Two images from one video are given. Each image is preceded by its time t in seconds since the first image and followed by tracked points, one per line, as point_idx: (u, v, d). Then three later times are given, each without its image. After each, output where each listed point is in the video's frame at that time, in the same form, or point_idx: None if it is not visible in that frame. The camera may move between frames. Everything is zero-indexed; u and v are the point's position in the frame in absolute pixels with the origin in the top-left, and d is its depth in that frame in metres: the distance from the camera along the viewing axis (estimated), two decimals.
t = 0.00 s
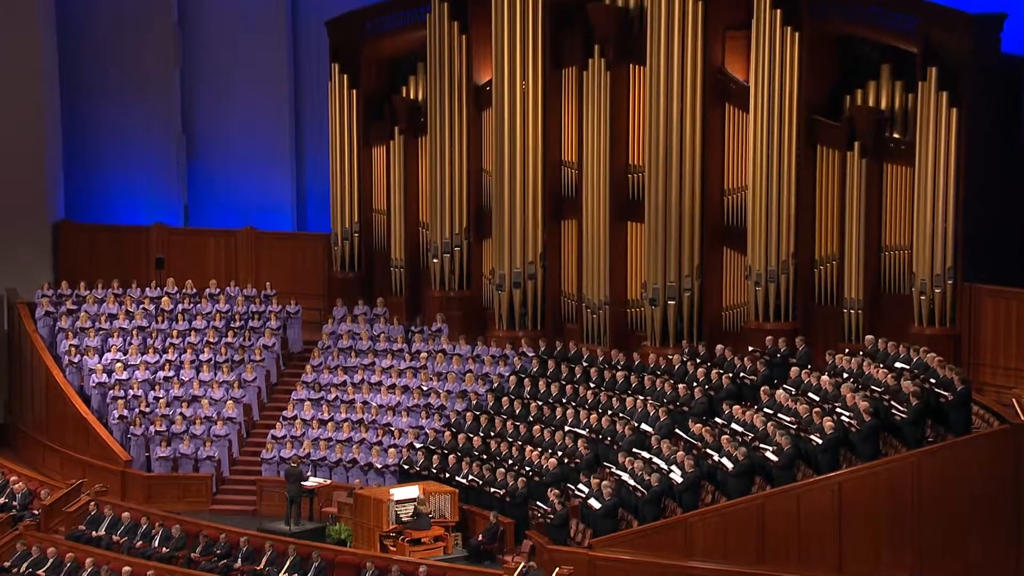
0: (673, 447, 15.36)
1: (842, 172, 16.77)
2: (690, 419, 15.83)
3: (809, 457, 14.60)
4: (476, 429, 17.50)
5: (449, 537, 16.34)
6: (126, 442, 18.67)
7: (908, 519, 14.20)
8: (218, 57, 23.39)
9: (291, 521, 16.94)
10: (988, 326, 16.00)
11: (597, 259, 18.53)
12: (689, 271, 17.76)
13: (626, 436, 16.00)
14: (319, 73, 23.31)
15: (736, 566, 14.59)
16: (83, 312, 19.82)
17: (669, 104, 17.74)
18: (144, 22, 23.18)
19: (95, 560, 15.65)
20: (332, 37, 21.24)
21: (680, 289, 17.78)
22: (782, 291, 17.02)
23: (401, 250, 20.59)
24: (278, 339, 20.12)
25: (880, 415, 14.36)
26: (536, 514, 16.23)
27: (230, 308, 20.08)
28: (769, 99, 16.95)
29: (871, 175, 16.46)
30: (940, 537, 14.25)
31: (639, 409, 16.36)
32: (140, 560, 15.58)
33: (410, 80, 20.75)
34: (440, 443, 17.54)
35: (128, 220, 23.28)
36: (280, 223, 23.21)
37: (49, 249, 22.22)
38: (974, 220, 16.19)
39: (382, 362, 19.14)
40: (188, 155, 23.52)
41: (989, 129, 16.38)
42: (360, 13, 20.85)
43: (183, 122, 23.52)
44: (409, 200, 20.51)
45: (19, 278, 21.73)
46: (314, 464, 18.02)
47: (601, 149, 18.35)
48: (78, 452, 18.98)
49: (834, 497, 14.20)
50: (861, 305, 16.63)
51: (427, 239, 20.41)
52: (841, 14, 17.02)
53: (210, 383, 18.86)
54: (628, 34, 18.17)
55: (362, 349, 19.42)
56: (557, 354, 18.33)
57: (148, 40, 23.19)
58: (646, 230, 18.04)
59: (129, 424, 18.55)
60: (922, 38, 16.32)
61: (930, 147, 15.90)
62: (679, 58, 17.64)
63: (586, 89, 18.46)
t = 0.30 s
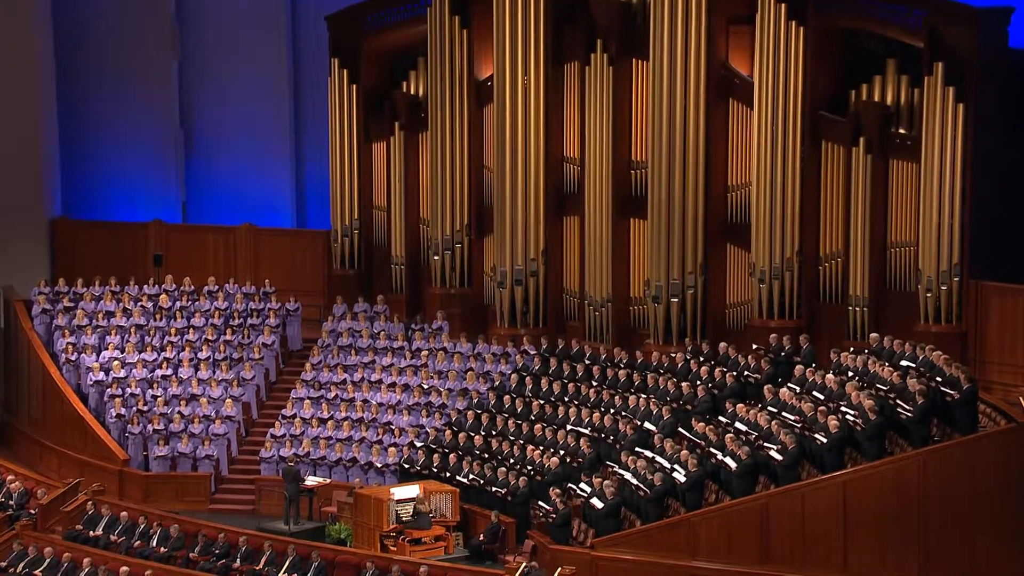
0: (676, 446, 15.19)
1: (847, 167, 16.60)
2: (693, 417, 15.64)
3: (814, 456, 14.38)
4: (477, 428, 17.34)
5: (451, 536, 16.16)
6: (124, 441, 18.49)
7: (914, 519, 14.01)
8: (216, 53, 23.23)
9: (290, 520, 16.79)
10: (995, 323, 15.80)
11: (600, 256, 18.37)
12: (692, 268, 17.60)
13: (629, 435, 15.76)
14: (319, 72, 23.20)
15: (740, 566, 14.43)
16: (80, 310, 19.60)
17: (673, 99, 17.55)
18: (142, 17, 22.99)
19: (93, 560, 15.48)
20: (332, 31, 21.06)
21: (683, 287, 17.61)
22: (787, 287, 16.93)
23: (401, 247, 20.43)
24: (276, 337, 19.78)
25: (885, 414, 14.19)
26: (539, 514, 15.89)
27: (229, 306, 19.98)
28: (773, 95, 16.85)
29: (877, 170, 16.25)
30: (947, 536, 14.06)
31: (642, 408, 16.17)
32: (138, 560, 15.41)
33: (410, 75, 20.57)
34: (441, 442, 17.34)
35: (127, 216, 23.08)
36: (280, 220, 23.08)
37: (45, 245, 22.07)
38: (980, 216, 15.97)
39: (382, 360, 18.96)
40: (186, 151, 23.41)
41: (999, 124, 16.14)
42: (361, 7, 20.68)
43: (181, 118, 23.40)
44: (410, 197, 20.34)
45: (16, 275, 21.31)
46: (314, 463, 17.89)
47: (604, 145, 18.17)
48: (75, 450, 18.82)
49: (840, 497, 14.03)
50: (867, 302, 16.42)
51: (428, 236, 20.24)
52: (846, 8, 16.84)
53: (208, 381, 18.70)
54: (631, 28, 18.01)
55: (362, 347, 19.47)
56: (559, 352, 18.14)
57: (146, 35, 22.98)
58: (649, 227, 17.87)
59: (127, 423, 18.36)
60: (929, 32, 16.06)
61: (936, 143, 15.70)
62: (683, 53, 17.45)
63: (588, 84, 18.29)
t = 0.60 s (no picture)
0: (678, 445, 15.08)
1: (853, 162, 16.35)
2: (695, 416, 15.47)
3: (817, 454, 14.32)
4: (477, 427, 17.16)
5: (451, 536, 16.01)
6: (121, 440, 18.35)
7: (918, 519, 13.84)
8: (213, 47, 23.06)
9: (288, 520, 16.58)
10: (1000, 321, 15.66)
11: (601, 254, 18.21)
12: (694, 265, 17.44)
13: (631, 433, 15.63)
14: (318, 72, 22.89)
15: (742, 566, 14.26)
16: (76, 307, 19.48)
17: (675, 94, 17.38)
18: (140, 12, 22.85)
19: (90, 560, 15.32)
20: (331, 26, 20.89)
21: (685, 284, 17.45)
22: (790, 285, 16.78)
23: (401, 245, 20.27)
24: (275, 335, 19.62)
25: (889, 413, 13.99)
26: (540, 513, 15.73)
27: (226, 303, 19.81)
28: (777, 90, 16.68)
29: (881, 166, 16.09)
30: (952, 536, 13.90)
31: (644, 406, 15.99)
32: (135, 560, 15.24)
33: (410, 71, 20.41)
34: (442, 441, 17.17)
35: (124, 213, 22.95)
36: (278, 216, 22.88)
37: (41, 242, 21.87)
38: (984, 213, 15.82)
39: (382, 359, 18.75)
40: (183, 144, 23.21)
41: (1003, 120, 16.01)
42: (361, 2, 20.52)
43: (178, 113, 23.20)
44: (409, 193, 20.17)
45: (13, 273, 21.46)
46: (313, 462, 17.76)
47: (605, 141, 17.99)
48: (71, 449, 18.66)
49: (843, 496, 13.86)
50: (871, 300, 16.26)
51: (428, 233, 20.08)
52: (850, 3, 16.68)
53: (206, 380, 18.48)
54: (633, 24, 17.85)
55: (362, 345, 19.37)
56: (560, 350, 17.97)
57: (144, 30, 22.84)
58: (651, 223, 17.69)
59: (124, 422, 18.24)
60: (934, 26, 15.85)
61: (941, 139, 15.54)
62: (685, 48, 17.29)
63: (589, 79, 18.14)
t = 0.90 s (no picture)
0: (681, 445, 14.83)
1: (855, 161, 16.30)
2: (697, 415, 15.32)
3: (820, 454, 14.16)
4: (477, 425, 17.00)
5: (450, 536, 15.84)
6: (117, 439, 18.18)
7: (922, 520, 13.67)
8: (209, 43, 22.92)
9: (286, 520, 16.46)
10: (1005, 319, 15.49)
11: (602, 252, 18.04)
12: (696, 263, 17.25)
13: (632, 432, 15.45)
14: (317, 69, 22.75)
15: (744, 566, 14.12)
16: (72, 304, 19.34)
17: (677, 90, 17.18)
18: (137, 7, 22.64)
19: (86, 560, 15.14)
20: (329, 21, 20.68)
21: (687, 282, 17.26)
22: (792, 283, 16.57)
23: (400, 243, 20.07)
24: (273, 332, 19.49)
25: (892, 411, 13.87)
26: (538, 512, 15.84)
27: (224, 300, 19.70)
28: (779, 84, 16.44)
29: (885, 162, 15.90)
30: (956, 537, 13.73)
31: (645, 405, 15.83)
32: (131, 560, 15.05)
33: (409, 66, 20.24)
34: (440, 440, 16.97)
35: (120, 208, 22.72)
36: (276, 214, 22.77)
37: (34, 239, 21.59)
38: (991, 210, 15.61)
39: (380, 357, 18.62)
40: (180, 142, 23.09)
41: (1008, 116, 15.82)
42: None
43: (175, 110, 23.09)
44: (408, 190, 19.97)
45: (7, 273, 21.20)
46: (311, 462, 17.60)
47: (606, 138, 17.83)
48: (67, 449, 18.50)
49: (846, 497, 13.70)
50: (875, 297, 16.10)
51: (427, 230, 19.90)
52: None
53: (203, 378, 18.30)
54: (634, 19, 17.69)
55: (361, 343, 19.14)
56: (560, 348, 17.77)
57: (141, 25, 22.69)
58: (652, 220, 17.51)
59: (120, 421, 18.07)
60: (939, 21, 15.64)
61: (945, 135, 15.34)
62: (687, 43, 17.09)
63: (590, 74, 17.98)
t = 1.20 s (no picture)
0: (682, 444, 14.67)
1: (860, 156, 16.10)
2: (699, 414, 15.14)
3: (823, 453, 13.98)
4: (477, 424, 16.84)
5: (449, 536, 15.66)
6: (113, 438, 18.00)
7: (927, 519, 13.49)
8: (206, 39, 22.66)
9: (283, 519, 16.27)
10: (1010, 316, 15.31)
11: (602, 250, 17.88)
12: (698, 261, 17.07)
13: (633, 432, 15.27)
14: (315, 64, 22.56)
15: (748, 565, 13.95)
16: (67, 302, 19.19)
17: (679, 85, 16.99)
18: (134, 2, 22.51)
19: (81, 560, 14.98)
20: (327, 16, 20.48)
21: (689, 280, 17.11)
22: (795, 280, 16.41)
23: (399, 240, 19.90)
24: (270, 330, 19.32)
25: (897, 410, 13.62)
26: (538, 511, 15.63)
27: (221, 298, 19.53)
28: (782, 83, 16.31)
29: (889, 159, 15.74)
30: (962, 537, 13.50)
31: (647, 404, 15.67)
32: (127, 560, 14.89)
33: (408, 62, 20.06)
34: (440, 439, 16.80)
35: (115, 205, 22.63)
36: (273, 210, 22.54)
37: (29, 236, 21.59)
38: (997, 208, 15.47)
39: (378, 355, 18.58)
40: (176, 138, 22.79)
41: (1014, 112, 15.64)
42: None
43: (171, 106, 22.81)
44: (407, 186, 19.81)
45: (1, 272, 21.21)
46: (308, 461, 17.40)
47: (608, 134, 17.67)
48: (62, 448, 18.31)
49: (850, 496, 13.54)
50: (878, 295, 15.91)
51: (426, 227, 19.73)
52: None
53: (199, 376, 18.15)
54: (636, 14, 17.51)
55: (359, 341, 18.89)
56: (561, 346, 17.61)
57: (138, 21, 22.51)
58: (653, 217, 17.36)
59: (115, 420, 17.87)
60: (945, 15, 15.46)
61: (950, 131, 15.15)
62: (690, 38, 16.92)
63: (591, 70, 17.81)
